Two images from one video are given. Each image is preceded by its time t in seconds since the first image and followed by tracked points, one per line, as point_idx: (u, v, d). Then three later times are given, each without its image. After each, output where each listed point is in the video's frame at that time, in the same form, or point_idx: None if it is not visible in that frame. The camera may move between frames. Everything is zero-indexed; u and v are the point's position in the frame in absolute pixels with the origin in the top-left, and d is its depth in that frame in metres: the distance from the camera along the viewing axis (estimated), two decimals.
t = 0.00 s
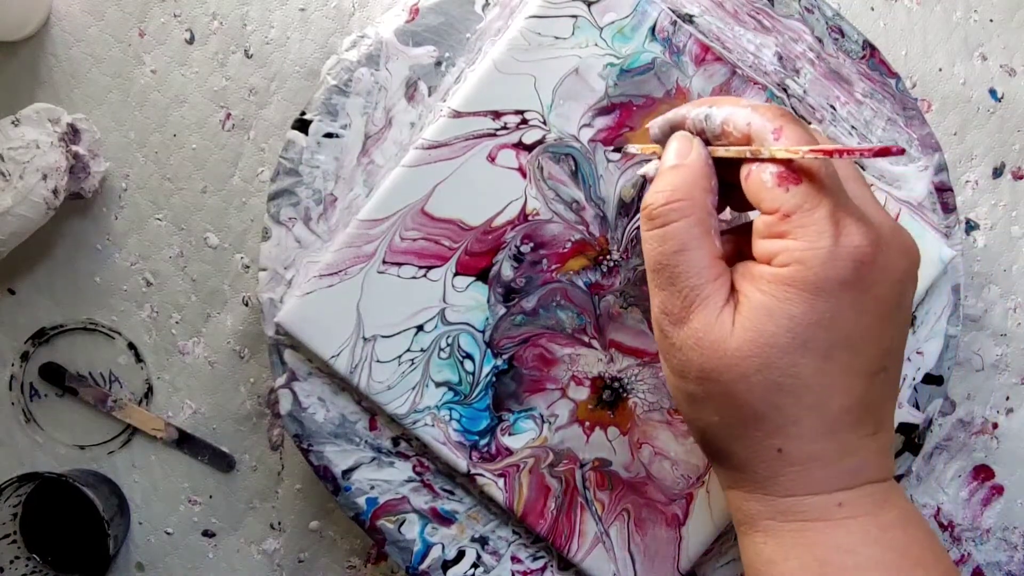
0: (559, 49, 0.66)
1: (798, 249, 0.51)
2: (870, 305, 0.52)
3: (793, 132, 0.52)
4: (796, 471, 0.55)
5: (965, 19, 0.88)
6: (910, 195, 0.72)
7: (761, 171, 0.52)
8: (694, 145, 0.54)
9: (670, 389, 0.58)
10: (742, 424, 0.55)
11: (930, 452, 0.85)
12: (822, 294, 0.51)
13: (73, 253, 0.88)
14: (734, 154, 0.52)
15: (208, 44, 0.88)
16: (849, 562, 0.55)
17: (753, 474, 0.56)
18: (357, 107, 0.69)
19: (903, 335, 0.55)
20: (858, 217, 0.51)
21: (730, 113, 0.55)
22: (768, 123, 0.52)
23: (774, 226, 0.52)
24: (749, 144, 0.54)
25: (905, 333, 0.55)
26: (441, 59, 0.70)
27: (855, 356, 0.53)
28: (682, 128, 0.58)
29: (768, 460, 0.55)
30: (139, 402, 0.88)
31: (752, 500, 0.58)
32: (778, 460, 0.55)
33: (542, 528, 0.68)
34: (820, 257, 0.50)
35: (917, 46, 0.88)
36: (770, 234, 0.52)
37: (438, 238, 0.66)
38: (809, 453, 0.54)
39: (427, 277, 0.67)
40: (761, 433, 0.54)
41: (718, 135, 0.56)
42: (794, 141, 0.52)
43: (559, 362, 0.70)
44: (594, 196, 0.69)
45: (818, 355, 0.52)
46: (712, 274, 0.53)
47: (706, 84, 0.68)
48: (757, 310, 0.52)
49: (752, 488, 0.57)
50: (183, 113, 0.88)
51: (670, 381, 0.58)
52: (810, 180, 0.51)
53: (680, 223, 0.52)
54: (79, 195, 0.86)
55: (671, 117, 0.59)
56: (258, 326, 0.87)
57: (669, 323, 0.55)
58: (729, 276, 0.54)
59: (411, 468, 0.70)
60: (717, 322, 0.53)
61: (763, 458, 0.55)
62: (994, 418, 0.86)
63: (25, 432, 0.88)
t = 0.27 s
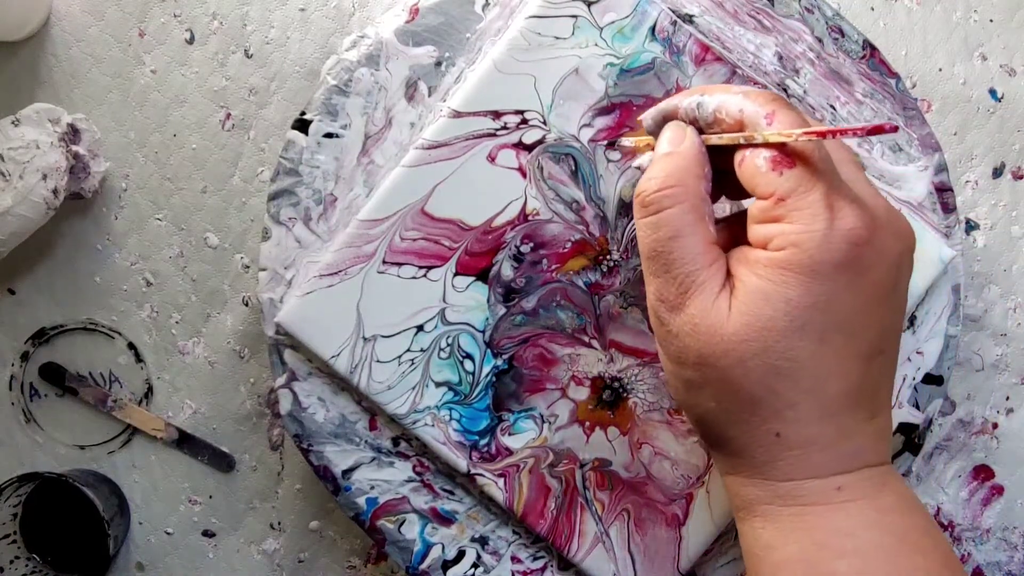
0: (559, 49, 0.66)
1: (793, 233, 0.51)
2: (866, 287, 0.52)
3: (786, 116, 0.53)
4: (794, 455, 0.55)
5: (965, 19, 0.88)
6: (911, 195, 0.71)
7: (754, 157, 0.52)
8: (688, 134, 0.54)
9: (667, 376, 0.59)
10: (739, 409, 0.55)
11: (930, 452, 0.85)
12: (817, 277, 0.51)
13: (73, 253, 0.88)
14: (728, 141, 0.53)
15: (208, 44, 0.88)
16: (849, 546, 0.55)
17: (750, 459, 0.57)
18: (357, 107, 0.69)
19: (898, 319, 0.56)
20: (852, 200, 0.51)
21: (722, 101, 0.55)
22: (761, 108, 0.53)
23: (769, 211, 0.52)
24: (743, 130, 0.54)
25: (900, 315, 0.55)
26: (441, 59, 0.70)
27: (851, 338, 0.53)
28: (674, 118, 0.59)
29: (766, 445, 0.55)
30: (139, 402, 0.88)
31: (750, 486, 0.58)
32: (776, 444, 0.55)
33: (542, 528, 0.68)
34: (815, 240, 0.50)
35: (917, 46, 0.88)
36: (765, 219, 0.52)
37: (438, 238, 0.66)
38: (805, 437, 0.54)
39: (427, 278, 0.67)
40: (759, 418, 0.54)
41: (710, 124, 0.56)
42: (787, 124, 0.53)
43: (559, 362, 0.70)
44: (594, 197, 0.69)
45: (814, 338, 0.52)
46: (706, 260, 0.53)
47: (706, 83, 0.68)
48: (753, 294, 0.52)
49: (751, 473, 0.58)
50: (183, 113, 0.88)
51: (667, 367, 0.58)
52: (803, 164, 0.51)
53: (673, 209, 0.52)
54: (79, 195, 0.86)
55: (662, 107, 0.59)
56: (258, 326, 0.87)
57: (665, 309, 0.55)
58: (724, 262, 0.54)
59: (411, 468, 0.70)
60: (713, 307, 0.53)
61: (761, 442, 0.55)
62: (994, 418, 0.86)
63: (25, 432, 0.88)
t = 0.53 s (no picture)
0: (559, 49, 0.66)
1: (772, 224, 0.51)
2: (845, 276, 0.53)
3: (761, 111, 0.53)
4: (779, 444, 0.55)
5: (965, 19, 0.88)
6: (911, 195, 0.71)
7: (731, 152, 0.52)
8: (668, 131, 0.55)
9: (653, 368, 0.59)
10: (724, 400, 0.55)
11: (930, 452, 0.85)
12: (797, 266, 0.51)
13: (73, 253, 0.88)
14: (707, 137, 0.53)
15: (208, 44, 0.88)
16: (836, 535, 0.55)
17: (736, 449, 0.57)
18: (357, 107, 0.69)
19: (881, 308, 0.56)
20: (831, 189, 0.52)
21: (698, 98, 0.56)
22: (736, 104, 0.53)
23: (747, 203, 0.52)
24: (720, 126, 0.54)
25: (883, 305, 0.56)
26: (441, 59, 0.70)
27: (832, 327, 0.53)
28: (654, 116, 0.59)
29: (751, 435, 0.55)
30: (139, 402, 0.88)
31: (737, 478, 0.58)
32: (760, 435, 0.55)
33: (542, 528, 0.68)
34: (793, 230, 0.51)
35: (917, 46, 0.88)
36: (744, 212, 0.53)
37: (438, 238, 0.66)
38: (789, 427, 0.54)
39: (427, 278, 0.67)
40: (742, 408, 0.55)
41: (688, 121, 0.56)
42: (763, 119, 0.53)
43: (559, 362, 0.70)
44: (594, 197, 0.69)
45: (795, 327, 0.52)
46: (688, 253, 0.53)
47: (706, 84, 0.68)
48: (734, 284, 0.52)
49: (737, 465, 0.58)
50: (183, 113, 0.88)
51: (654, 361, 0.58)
52: (780, 156, 0.51)
53: (654, 205, 0.53)
54: (79, 195, 0.86)
55: (643, 106, 0.59)
56: (258, 326, 0.87)
57: (649, 303, 0.55)
58: (706, 254, 0.54)
59: (411, 468, 0.70)
60: (696, 298, 0.53)
61: (746, 432, 0.55)
62: (994, 418, 0.86)
63: (25, 432, 0.88)
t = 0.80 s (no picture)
0: (559, 49, 0.66)
1: (779, 210, 0.52)
2: (849, 263, 0.53)
3: (766, 97, 0.55)
4: (782, 430, 0.55)
5: (965, 19, 0.88)
6: (911, 195, 0.71)
7: (738, 137, 0.53)
8: (672, 118, 0.56)
9: (656, 354, 0.59)
10: (728, 386, 0.55)
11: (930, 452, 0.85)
12: (802, 252, 0.52)
13: (73, 253, 0.88)
14: (712, 122, 0.54)
15: (208, 44, 0.88)
16: (837, 521, 0.56)
17: (739, 436, 0.57)
18: (357, 107, 0.69)
19: (881, 296, 0.57)
20: (835, 177, 0.52)
21: (703, 85, 0.58)
22: (742, 90, 0.56)
23: (753, 189, 0.53)
24: (725, 112, 0.56)
25: (883, 292, 0.57)
26: (441, 59, 0.70)
27: (836, 314, 0.54)
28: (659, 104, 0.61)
29: (754, 421, 0.56)
30: (139, 402, 0.88)
31: (740, 464, 0.58)
32: (763, 421, 0.55)
33: (542, 528, 0.68)
34: (799, 217, 0.52)
35: (917, 46, 0.88)
36: (750, 198, 0.54)
37: (438, 238, 0.66)
38: (793, 412, 0.55)
39: (427, 278, 0.67)
40: (746, 394, 0.55)
41: (693, 108, 0.59)
42: (768, 104, 0.55)
43: (559, 362, 0.70)
44: (594, 197, 0.69)
45: (800, 313, 0.53)
46: (694, 238, 0.54)
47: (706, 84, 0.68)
48: (740, 270, 0.53)
49: (740, 451, 0.58)
50: (183, 113, 0.88)
51: (656, 346, 0.58)
52: (786, 142, 0.53)
53: (660, 191, 0.53)
54: (79, 195, 0.86)
55: (648, 93, 0.62)
56: (258, 326, 0.87)
57: (654, 288, 0.55)
58: (711, 241, 0.55)
59: (411, 468, 0.70)
60: (701, 284, 0.53)
61: (749, 418, 0.56)
62: (994, 418, 0.86)
63: (25, 432, 0.88)
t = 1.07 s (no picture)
0: (559, 49, 0.66)
1: (797, 193, 0.52)
2: (866, 249, 0.53)
3: (787, 82, 0.55)
4: (792, 414, 0.56)
5: (965, 19, 0.88)
6: (910, 195, 0.71)
7: (757, 121, 0.53)
8: (689, 98, 0.56)
9: (668, 334, 0.59)
10: (741, 368, 0.55)
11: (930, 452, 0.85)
12: (820, 236, 0.52)
13: (73, 253, 0.88)
14: (731, 105, 0.54)
15: (208, 44, 0.88)
16: (847, 507, 0.55)
17: (749, 419, 0.57)
18: (357, 107, 0.69)
19: (895, 284, 0.56)
20: (854, 162, 0.52)
21: (722, 67, 0.58)
22: (762, 74, 0.55)
23: (771, 173, 0.53)
24: (744, 95, 0.56)
25: (898, 280, 0.56)
26: (442, 59, 0.70)
27: (851, 300, 0.54)
28: (676, 83, 0.61)
29: (766, 403, 0.56)
30: (139, 402, 0.88)
31: (749, 446, 0.58)
32: (775, 403, 0.55)
33: (542, 528, 0.68)
34: (817, 200, 0.51)
35: (917, 46, 0.88)
36: (767, 181, 0.54)
37: (438, 238, 0.66)
38: (804, 396, 0.55)
39: (427, 278, 0.67)
40: (758, 376, 0.55)
41: (711, 90, 0.59)
42: (788, 90, 0.55)
43: (559, 361, 0.70)
44: (593, 197, 0.69)
45: (815, 297, 0.53)
46: (710, 220, 0.54)
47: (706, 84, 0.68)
48: (756, 252, 0.53)
49: (750, 434, 0.58)
50: (183, 113, 0.88)
51: (669, 327, 0.59)
52: (807, 126, 0.52)
53: (678, 171, 0.53)
54: (79, 195, 0.86)
55: (665, 72, 0.62)
56: (258, 326, 0.87)
57: (669, 269, 0.56)
58: (726, 223, 0.55)
59: (411, 468, 0.70)
60: (716, 265, 0.54)
61: (761, 401, 0.56)
62: (994, 418, 0.86)
63: (25, 432, 0.88)
